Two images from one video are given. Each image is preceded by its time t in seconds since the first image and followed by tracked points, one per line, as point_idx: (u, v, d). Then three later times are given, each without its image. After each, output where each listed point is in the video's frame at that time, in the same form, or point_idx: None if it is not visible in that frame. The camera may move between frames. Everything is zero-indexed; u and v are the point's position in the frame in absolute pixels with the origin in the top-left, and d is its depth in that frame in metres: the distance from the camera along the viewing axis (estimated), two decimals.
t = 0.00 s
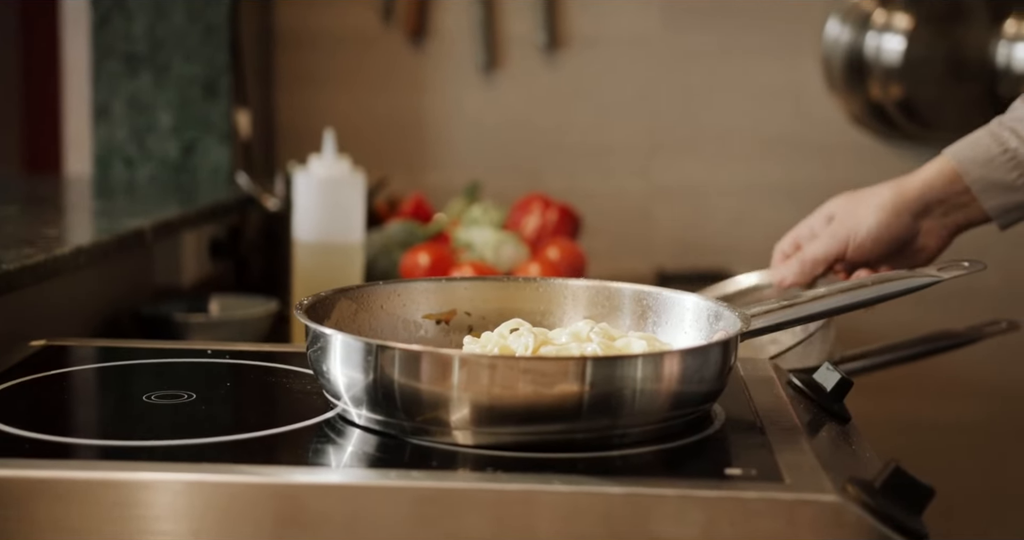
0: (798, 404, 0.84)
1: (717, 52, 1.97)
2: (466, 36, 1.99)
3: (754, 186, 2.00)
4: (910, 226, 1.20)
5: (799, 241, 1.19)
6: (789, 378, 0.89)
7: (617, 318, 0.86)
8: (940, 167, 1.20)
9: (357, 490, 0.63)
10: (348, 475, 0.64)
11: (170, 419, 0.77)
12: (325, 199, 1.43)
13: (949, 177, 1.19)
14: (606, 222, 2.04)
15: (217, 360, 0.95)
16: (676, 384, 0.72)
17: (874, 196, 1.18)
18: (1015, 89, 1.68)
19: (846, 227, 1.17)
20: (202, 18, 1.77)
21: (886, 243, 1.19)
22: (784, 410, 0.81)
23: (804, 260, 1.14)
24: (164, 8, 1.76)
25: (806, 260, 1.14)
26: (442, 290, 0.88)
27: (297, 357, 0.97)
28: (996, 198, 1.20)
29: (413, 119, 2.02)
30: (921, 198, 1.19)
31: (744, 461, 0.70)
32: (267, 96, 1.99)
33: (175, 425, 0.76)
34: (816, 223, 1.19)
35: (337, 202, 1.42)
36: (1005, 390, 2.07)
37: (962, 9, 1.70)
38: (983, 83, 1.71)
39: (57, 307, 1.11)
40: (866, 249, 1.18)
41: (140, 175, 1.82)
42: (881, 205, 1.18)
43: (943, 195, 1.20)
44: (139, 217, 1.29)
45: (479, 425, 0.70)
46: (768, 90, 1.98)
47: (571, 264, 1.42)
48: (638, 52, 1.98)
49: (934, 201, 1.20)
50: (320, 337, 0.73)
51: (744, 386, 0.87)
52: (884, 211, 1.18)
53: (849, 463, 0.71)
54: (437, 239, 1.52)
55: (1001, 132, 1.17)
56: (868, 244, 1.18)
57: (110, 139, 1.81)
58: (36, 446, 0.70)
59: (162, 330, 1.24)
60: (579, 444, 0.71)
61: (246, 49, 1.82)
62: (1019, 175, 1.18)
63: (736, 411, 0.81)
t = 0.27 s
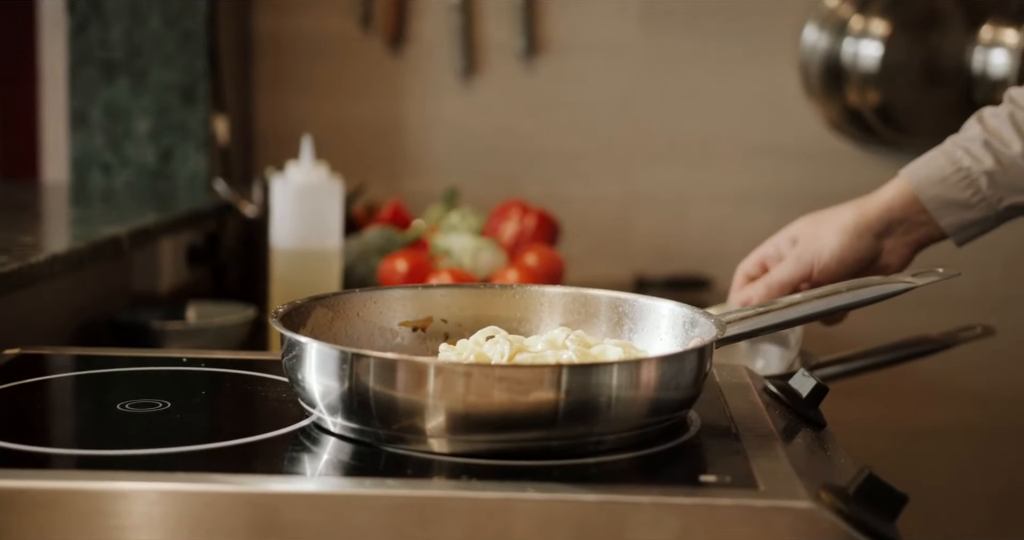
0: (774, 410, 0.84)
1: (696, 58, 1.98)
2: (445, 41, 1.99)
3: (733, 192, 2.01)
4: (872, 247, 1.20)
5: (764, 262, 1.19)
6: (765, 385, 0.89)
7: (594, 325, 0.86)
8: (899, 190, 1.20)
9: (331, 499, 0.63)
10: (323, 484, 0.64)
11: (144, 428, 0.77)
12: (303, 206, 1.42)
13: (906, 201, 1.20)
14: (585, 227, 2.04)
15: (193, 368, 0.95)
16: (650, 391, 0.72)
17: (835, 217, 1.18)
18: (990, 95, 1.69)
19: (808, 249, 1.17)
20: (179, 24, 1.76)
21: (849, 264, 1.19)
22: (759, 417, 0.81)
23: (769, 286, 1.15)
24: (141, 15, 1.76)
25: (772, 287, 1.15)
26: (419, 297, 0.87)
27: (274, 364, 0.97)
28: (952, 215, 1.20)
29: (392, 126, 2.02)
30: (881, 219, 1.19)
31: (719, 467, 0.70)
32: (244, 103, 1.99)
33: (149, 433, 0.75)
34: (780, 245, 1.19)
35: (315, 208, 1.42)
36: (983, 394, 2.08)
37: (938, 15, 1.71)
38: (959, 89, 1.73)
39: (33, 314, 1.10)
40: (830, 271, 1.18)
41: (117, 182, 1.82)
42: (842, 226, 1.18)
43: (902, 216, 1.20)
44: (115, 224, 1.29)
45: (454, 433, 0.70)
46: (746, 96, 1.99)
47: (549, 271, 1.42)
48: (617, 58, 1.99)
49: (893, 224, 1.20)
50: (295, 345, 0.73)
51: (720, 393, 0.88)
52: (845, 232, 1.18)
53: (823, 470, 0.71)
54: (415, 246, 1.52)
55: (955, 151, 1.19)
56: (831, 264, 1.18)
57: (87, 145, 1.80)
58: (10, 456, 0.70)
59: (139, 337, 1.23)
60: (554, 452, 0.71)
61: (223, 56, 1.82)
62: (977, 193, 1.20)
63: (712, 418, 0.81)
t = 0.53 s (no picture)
0: (749, 414, 0.84)
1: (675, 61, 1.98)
2: (425, 45, 1.99)
3: (713, 194, 2.02)
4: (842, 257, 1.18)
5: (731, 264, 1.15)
6: (741, 389, 0.89)
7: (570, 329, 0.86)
8: (870, 199, 1.19)
9: (307, 505, 0.63)
10: (298, 490, 0.64)
11: (119, 434, 0.77)
12: (282, 209, 1.42)
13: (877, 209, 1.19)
14: (564, 230, 2.04)
15: (169, 374, 0.94)
16: (626, 395, 0.72)
17: (808, 223, 1.16)
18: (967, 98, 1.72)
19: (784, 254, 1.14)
20: (158, 27, 1.76)
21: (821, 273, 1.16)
22: (735, 421, 0.81)
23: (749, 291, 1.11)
24: (119, 18, 1.76)
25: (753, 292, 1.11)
26: (395, 302, 0.88)
27: (250, 369, 0.97)
28: (917, 222, 1.20)
29: (372, 129, 2.02)
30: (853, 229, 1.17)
31: (694, 472, 0.70)
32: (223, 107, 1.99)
33: (124, 439, 0.75)
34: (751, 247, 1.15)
35: (294, 212, 1.42)
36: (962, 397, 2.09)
37: (915, 18, 1.73)
38: (937, 92, 1.74)
39: (8, 319, 1.10)
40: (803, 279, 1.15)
41: (95, 185, 1.81)
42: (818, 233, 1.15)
43: (873, 226, 1.19)
44: (92, 228, 1.28)
45: (430, 438, 0.70)
46: (725, 99, 1.99)
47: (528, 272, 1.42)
48: (596, 61, 1.99)
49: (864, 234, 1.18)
50: (271, 351, 0.73)
51: (696, 397, 0.88)
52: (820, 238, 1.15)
53: (798, 474, 0.72)
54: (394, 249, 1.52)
55: (919, 159, 1.20)
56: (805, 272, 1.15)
57: (65, 148, 1.80)
58: None
59: (116, 342, 1.23)
60: (530, 457, 0.71)
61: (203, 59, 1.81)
62: (941, 199, 1.20)
63: (688, 422, 0.81)
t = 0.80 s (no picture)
0: (724, 417, 0.84)
1: (655, 65, 1.99)
2: (405, 49, 2.00)
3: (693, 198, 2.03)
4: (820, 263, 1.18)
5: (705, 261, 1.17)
6: (717, 392, 0.90)
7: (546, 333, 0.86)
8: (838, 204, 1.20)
9: (280, 509, 0.63)
10: (271, 494, 0.64)
11: (92, 438, 0.76)
12: (260, 213, 1.42)
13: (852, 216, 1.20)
14: (544, 233, 2.04)
15: (144, 377, 0.94)
16: (600, 398, 0.72)
17: (787, 227, 1.17)
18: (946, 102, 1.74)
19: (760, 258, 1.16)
20: (137, 30, 1.77)
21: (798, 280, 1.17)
22: (710, 424, 0.81)
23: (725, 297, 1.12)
24: (98, 22, 1.76)
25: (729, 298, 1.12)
26: (370, 306, 0.87)
27: (224, 373, 0.97)
28: (886, 227, 1.21)
29: (352, 132, 2.02)
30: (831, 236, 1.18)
31: (668, 475, 0.70)
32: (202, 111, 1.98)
33: (97, 443, 0.75)
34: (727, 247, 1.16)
35: (273, 216, 1.43)
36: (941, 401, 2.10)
37: (893, 23, 1.75)
38: (916, 96, 1.76)
39: None
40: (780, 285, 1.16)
41: (74, 189, 1.81)
42: (796, 238, 1.17)
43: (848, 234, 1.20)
44: (70, 231, 1.28)
45: (404, 441, 0.70)
46: (705, 103, 2.00)
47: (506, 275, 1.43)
48: (576, 65, 1.99)
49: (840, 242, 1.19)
50: (245, 354, 0.73)
51: (671, 400, 0.88)
52: (796, 244, 1.17)
53: (771, 476, 0.72)
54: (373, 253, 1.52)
55: (888, 162, 1.20)
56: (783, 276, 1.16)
57: (44, 152, 1.79)
58: None
59: (92, 345, 1.23)
60: (504, 461, 0.71)
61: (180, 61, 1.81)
62: (907, 204, 1.20)
63: (662, 425, 0.81)
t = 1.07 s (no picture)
0: (701, 412, 0.84)
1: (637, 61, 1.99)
2: (386, 46, 1.99)
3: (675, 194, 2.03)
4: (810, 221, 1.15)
5: (689, 192, 1.14)
6: (693, 387, 0.90)
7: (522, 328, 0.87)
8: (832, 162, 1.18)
9: (253, 505, 0.63)
10: (245, 490, 0.64)
11: (67, 434, 0.76)
12: (239, 209, 1.43)
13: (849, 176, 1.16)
14: (526, 230, 2.05)
15: (121, 374, 0.94)
16: (575, 393, 0.72)
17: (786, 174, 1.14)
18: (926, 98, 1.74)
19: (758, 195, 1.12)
20: (117, 27, 1.78)
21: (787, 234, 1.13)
22: (686, 420, 0.81)
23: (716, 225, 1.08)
24: (77, 18, 1.77)
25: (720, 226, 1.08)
26: (346, 302, 0.88)
27: (202, 369, 0.97)
28: (879, 194, 1.18)
29: (333, 129, 2.02)
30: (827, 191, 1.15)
31: (643, 470, 0.70)
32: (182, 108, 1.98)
33: (72, 439, 0.75)
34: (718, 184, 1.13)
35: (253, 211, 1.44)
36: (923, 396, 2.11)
37: (875, 19, 1.73)
38: (895, 94, 1.75)
39: None
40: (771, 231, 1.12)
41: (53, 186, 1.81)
42: (795, 184, 1.13)
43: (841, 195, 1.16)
44: (48, 227, 1.28)
45: (379, 437, 0.70)
46: (686, 99, 2.00)
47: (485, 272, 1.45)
48: (558, 61, 2.00)
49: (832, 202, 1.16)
50: (219, 350, 0.73)
51: (648, 396, 0.88)
52: (795, 193, 1.13)
53: (745, 472, 0.72)
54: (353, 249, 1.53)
55: (882, 130, 1.18)
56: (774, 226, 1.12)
57: (23, 149, 1.78)
58: None
59: (70, 341, 1.23)
60: (479, 455, 0.71)
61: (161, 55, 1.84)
62: (901, 173, 1.17)
63: (639, 421, 0.82)
